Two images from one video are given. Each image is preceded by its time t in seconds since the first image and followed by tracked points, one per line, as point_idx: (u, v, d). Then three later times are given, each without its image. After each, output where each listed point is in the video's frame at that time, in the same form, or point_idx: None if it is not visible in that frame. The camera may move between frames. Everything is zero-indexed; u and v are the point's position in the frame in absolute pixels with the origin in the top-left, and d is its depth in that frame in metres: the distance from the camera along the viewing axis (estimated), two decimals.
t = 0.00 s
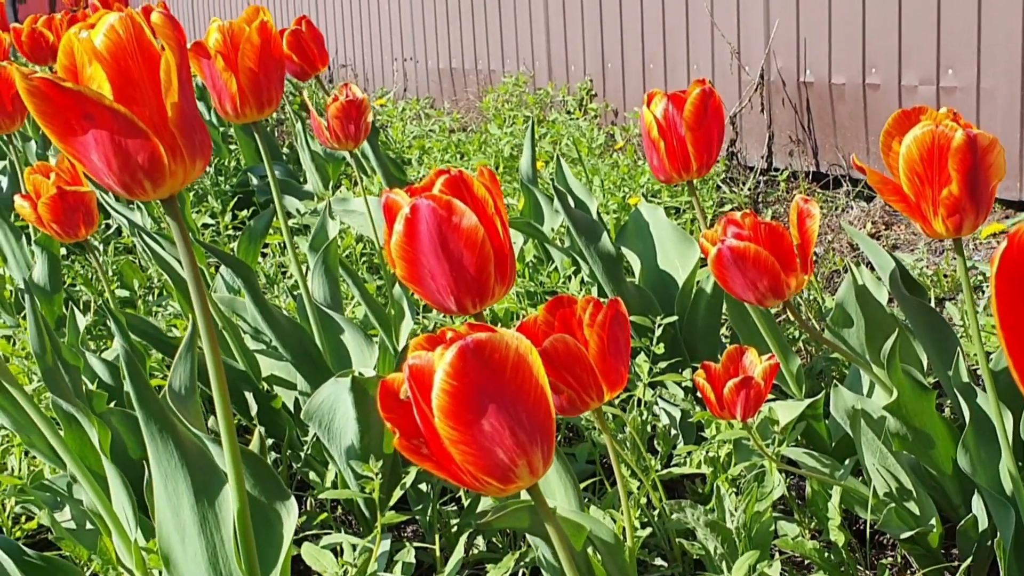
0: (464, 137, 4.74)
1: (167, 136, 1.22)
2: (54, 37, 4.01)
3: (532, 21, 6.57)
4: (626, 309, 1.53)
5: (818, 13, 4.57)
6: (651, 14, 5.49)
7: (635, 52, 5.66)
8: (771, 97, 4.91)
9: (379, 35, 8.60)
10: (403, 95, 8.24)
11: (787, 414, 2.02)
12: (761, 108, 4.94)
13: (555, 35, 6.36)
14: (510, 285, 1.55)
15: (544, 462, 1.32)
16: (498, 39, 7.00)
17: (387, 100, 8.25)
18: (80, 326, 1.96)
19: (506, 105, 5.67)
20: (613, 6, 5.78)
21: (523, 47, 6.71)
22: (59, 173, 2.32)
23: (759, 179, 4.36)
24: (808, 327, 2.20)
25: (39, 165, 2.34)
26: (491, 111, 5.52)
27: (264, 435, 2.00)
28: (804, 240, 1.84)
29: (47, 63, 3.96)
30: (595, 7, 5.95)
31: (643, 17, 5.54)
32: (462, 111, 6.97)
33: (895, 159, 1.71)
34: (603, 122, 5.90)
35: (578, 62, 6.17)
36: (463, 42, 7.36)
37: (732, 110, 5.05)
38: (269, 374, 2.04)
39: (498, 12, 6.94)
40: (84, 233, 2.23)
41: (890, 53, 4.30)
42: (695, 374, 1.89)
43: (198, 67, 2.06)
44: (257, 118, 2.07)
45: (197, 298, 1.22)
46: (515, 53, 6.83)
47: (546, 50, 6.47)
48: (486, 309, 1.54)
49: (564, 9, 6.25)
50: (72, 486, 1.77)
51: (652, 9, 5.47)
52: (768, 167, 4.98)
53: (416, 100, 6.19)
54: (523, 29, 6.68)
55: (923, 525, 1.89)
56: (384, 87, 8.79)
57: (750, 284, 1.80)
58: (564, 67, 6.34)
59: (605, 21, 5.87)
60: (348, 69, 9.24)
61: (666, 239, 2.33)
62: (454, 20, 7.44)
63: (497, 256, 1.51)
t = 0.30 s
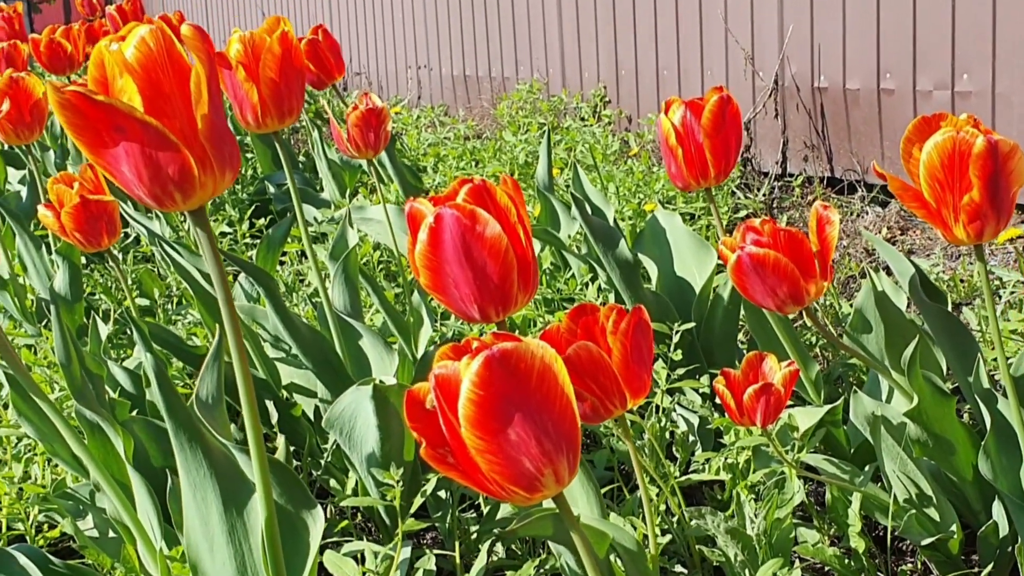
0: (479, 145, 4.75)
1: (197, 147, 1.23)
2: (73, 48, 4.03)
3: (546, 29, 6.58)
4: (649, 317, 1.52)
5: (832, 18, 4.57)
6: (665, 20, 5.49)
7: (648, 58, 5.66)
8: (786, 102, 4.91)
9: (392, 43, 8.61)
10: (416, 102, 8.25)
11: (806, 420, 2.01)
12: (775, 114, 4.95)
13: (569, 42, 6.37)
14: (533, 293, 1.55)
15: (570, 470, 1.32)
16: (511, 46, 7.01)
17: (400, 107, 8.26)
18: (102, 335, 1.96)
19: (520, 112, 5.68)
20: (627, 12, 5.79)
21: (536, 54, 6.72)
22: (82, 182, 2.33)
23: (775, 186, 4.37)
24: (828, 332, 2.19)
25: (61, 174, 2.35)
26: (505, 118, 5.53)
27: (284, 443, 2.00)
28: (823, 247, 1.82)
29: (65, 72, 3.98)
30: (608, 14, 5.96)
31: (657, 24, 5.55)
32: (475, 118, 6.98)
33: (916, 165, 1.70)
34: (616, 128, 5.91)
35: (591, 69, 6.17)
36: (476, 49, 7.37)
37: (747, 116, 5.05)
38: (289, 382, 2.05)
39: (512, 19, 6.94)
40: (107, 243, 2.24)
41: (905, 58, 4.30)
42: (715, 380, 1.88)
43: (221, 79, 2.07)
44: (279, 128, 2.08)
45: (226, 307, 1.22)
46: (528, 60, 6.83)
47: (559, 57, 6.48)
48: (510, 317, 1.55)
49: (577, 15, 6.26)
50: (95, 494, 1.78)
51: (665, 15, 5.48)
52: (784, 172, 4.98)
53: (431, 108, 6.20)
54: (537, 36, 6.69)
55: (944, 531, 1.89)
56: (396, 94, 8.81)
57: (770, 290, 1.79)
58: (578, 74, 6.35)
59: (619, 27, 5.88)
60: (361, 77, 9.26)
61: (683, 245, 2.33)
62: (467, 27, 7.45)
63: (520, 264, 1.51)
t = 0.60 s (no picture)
0: (489, 152, 4.76)
1: (211, 158, 1.23)
2: (86, 57, 4.06)
3: (556, 36, 6.59)
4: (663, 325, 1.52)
5: (842, 23, 4.57)
6: (674, 26, 5.50)
7: (658, 64, 5.67)
8: (795, 108, 4.91)
9: (401, 50, 8.63)
10: (426, 109, 8.26)
11: (819, 427, 2.01)
12: (785, 120, 4.95)
13: (579, 48, 6.38)
14: (546, 301, 1.56)
15: (584, 478, 1.32)
16: (521, 52, 7.02)
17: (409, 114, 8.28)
18: (116, 344, 1.98)
19: (530, 119, 5.68)
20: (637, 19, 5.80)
21: (546, 61, 6.73)
22: (96, 192, 2.35)
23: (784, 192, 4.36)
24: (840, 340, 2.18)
25: (76, 184, 2.36)
26: (515, 125, 5.54)
27: (296, 450, 2.01)
28: (835, 254, 1.82)
29: (78, 81, 4.00)
30: (618, 20, 5.97)
31: (666, 30, 5.56)
32: (485, 125, 6.99)
33: (929, 173, 1.70)
34: (626, 135, 5.91)
35: (601, 76, 6.18)
36: (486, 55, 7.38)
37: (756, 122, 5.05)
38: (302, 390, 2.06)
39: (521, 26, 6.96)
40: (121, 252, 2.25)
41: (914, 64, 4.29)
42: (727, 387, 1.88)
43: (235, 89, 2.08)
44: (292, 137, 2.09)
45: (242, 319, 1.22)
46: (538, 67, 6.84)
47: (569, 63, 6.49)
48: (523, 325, 1.55)
49: (587, 21, 6.27)
50: (109, 502, 1.79)
51: (675, 21, 5.49)
52: (793, 178, 4.98)
53: (442, 115, 6.21)
54: (546, 43, 6.70)
55: (957, 538, 1.88)
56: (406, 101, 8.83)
57: (782, 297, 1.79)
58: (588, 82, 6.35)
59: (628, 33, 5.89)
60: (371, 84, 9.28)
61: (694, 252, 2.34)
62: (477, 34, 7.46)
63: (533, 273, 1.52)
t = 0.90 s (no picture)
0: (506, 158, 4.76)
1: (243, 167, 1.24)
2: (107, 65, 4.09)
3: (573, 43, 6.60)
4: (686, 331, 1.52)
5: (859, 29, 4.57)
6: (691, 32, 5.51)
7: (675, 71, 5.67)
8: (813, 114, 4.90)
9: (419, 57, 8.64)
10: (443, 115, 8.28)
11: (840, 432, 2.01)
12: (802, 125, 4.94)
13: (596, 55, 6.38)
14: (569, 308, 1.56)
15: (610, 484, 1.30)
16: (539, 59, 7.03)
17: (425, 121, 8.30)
18: (141, 350, 1.99)
19: (548, 126, 5.70)
20: (654, 25, 5.80)
21: (563, 67, 6.74)
22: (120, 200, 2.37)
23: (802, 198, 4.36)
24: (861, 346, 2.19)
25: (101, 193, 2.38)
26: (533, 132, 5.55)
27: (319, 456, 2.02)
28: (857, 259, 1.82)
29: (99, 89, 4.03)
30: (634, 27, 5.97)
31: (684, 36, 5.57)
32: (502, 132, 7.00)
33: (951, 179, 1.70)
34: (643, 141, 5.92)
35: (618, 82, 6.19)
36: (503, 62, 7.40)
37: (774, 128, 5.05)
38: (324, 397, 2.07)
39: (539, 33, 6.97)
40: (145, 259, 2.26)
41: (933, 69, 4.29)
42: (748, 394, 1.88)
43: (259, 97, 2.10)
44: (315, 144, 2.10)
45: (271, 325, 1.23)
46: (556, 74, 6.85)
47: (586, 70, 6.49)
48: (546, 332, 1.55)
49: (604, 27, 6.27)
50: (134, 508, 1.80)
51: (692, 27, 5.49)
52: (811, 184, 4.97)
53: (459, 121, 6.22)
54: (564, 50, 6.71)
55: (979, 544, 1.87)
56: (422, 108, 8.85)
57: (804, 304, 1.79)
58: (605, 88, 6.35)
59: (645, 40, 5.90)
60: (388, 90, 9.31)
61: (713, 258, 2.34)
62: (494, 42, 7.48)
63: (556, 280, 1.52)
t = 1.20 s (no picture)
0: (522, 161, 4.77)
1: (269, 168, 1.24)
2: (127, 68, 4.10)
3: (590, 46, 6.59)
4: (708, 333, 1.51)
5: (878, 32, 4.55)
6: (708, 35, 5.50)
7: (692, 74, 5.66)
8: (831, 117, 4.89)
9: (435, 60, 8.65)
10: (459, 119, 8.29)
11: (860, 436, 2.00)
12: (819, 128, 4.93)
13: (613, 58, 6.38)
14: (590, 310, 1.55)
15: (632, 485, 1.28)
16: (557, 63, 7.03)
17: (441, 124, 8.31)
18: (161, 352, 1.99)
19: (564, 129, 5.69)
20: (671, 28, 5.80)
21: (580, 71, 6.74)
22: (141, 202, 2.37)
23: (819, 201, 4.34)
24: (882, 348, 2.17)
25: (122, 195, 2.39)
26: (549, 135, 5.55)
27: (337, 458, 2.03)
28: (878, 261, 1.82)
29: (119, 92, 4.04)
30: (651, 29, 5.97)
31: (701, 39, 5.56)
32: (518, 135, 7.00)
33: (973, 181, 1.69)
34: (660, 145, 5.91)
35: (635, 85, 6.18)
36: (521, 66, 7.40)
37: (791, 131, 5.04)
38: (342, 398, 2.07)
39: (556, 36, 6.97)
40: (166, 261, 2.26)
41: (951, 72, 4.27)
42: (768, 396, 1.87)
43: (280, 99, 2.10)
44: (335, 147, 2.10)
45: (295, 326, 1.23)
46: (573, 77, 6.85)
47: (603, 74, 6.49)
48: (568, 333, 1.55)
49: (620, 30, 6.27)
50: (153, 509, 1.80)
51: (709, 30, 5.49)
52: (829, 187, 4.96)
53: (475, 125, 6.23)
54: (580, 53, 6.71)
55: (999, 548, 1.86)
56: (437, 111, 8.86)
57: (824, 306, 1.78)
58: (622, 91, 6.35)
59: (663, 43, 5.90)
60: (404, 94, 9.32)
61: (732, 260, 2.34)
62: (511, 46, 7.48)
63: (578, 281, 1.52)
